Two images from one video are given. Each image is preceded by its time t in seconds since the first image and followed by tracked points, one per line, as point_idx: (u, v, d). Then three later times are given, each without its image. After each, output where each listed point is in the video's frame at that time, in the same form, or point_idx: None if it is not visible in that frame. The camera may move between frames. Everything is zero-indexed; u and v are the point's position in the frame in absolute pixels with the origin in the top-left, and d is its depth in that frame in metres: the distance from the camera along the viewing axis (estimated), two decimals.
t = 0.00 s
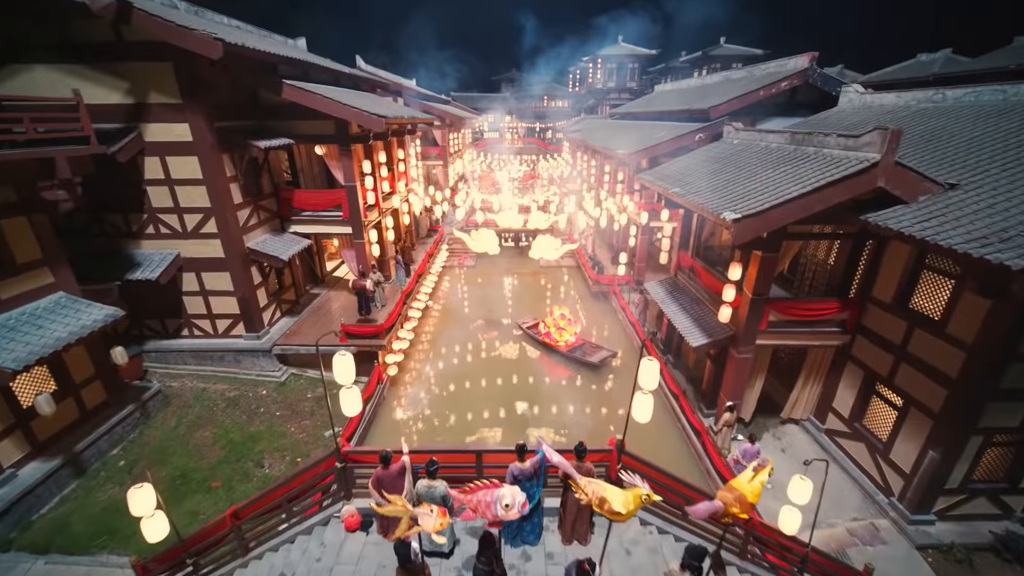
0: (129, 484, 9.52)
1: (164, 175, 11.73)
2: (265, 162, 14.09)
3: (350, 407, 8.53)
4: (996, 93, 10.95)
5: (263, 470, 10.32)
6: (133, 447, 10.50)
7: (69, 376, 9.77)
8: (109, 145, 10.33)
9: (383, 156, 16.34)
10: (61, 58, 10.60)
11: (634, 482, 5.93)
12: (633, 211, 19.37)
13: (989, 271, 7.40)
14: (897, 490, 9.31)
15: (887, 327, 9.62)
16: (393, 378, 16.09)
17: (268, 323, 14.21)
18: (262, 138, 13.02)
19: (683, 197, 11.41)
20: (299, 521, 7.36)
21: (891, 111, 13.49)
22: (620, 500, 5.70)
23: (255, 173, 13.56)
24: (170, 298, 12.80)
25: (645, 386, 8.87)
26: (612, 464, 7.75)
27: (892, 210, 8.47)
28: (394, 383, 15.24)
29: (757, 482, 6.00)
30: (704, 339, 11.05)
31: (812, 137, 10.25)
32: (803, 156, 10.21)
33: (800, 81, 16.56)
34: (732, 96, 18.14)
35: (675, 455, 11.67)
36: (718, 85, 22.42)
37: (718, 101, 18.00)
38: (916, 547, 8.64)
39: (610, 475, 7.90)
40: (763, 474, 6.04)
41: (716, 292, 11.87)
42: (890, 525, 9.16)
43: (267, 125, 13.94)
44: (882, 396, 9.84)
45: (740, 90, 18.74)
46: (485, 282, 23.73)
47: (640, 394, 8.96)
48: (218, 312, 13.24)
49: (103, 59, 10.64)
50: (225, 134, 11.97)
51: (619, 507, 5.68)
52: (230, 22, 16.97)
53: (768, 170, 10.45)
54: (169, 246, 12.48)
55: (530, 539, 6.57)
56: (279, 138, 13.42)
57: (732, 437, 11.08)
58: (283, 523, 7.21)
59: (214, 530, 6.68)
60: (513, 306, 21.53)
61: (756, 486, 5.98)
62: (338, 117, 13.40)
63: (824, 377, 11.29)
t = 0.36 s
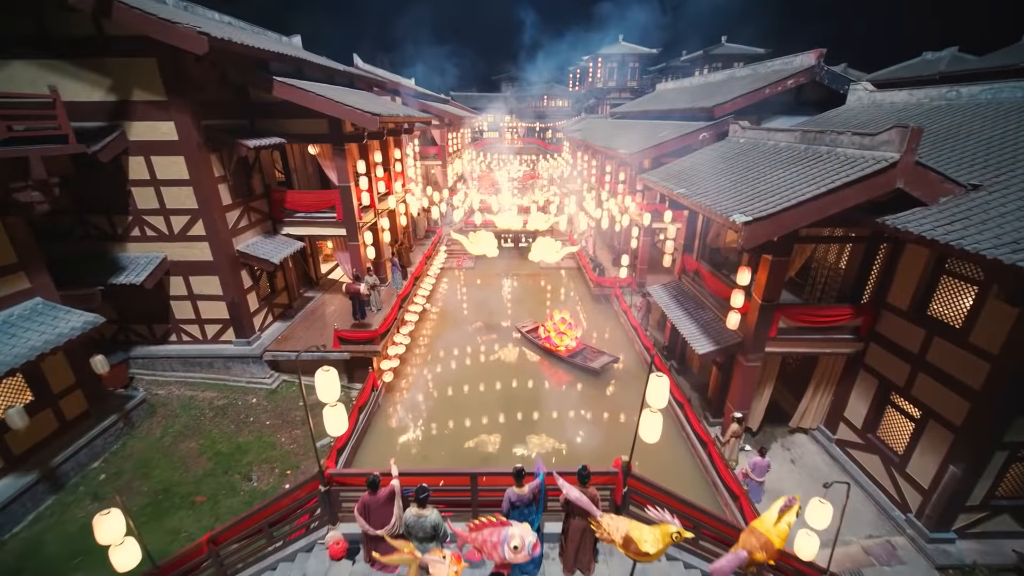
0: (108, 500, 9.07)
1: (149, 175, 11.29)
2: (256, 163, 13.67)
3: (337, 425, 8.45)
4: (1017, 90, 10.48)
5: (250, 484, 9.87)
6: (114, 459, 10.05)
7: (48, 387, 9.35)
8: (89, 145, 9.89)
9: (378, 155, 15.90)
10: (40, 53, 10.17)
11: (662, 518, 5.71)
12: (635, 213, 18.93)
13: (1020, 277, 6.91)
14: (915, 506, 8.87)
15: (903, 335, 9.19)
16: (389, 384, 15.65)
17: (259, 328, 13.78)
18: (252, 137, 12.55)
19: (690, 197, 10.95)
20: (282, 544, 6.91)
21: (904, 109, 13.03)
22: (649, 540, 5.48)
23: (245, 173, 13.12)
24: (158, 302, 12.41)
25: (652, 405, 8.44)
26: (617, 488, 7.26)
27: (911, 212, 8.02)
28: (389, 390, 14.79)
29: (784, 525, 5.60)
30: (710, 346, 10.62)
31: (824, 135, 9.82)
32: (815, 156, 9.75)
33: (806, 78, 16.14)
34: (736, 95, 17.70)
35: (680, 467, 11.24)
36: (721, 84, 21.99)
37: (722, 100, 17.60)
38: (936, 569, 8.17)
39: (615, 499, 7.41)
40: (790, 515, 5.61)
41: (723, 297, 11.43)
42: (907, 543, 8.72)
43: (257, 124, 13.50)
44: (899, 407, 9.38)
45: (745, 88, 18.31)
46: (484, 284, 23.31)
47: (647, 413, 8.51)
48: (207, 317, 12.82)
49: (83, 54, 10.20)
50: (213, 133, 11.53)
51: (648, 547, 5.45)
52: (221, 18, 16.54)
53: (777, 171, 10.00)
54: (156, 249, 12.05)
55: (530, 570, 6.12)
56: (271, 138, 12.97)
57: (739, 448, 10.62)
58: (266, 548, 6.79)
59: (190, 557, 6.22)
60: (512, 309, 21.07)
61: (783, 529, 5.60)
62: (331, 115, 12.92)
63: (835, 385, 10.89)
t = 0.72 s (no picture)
0: (85, 517, 8.63)
1: (132, 176, 10.86)
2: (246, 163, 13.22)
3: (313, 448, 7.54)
4: None
5: (236, 499, 9.43)
6: (94, 473, 9.62)
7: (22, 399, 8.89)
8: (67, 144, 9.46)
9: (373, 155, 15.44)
10: (17, 49, 9.75)
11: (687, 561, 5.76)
12: (636, 214, 18.48)
13: None
14: (933, 524, 8.42)
15: (921, 344, 8.74)
16: (383, 391, 15.20)
17: (249, 334, 13.32)
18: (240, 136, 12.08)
19: (695, 199, 10.51)
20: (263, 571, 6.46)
21: (916, 107, 12.59)
22: None
23: (233, 173, 12.68)
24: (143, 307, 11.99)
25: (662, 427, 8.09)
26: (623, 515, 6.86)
27: (931, 214, 7.57)
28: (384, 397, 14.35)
29: None
30: (717, 354, 10.17)
31: (837, 134, 9.36)
32: (826, 155, 9.31)
33: (813, 76, 15.70)
34: (740, 93, 17.27)
35: (684, 478, 10.83)
36: (724, 82, 21.57)
37: (726, 98, 17.18)
38: None
39: (619, 526, 6.98)
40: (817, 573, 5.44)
41: (730, 302, 10.99)
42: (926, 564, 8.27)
43: (247, 123, 13.06)
44: (915, 419, 8.94)
45: (749, 86, 17.87)
46: (481, 287, 22.90)
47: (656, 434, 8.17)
48: (194, 322, 12.38)
49: (61, 49, 9.75)
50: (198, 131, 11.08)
51: None
52: (212, 14, 16.14)
53: (787, 171, 9.56)
54: (140, 253, 11.61)
55: None
56: (261, 137, 12.52)
57: (747, 461, 10.19)
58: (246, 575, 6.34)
59: None
60: (511, 312, 20.61)
61: None
62: (322, 113, 12.46)
63: (846, 394, 10.45)
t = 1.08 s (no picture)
0: (58, 537, 8.18)
1: (113, 176, 10.39)
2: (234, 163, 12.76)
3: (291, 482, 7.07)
4: None
5: (219, 516, 8.97)
6: (71, 489, 9.18)
7: None
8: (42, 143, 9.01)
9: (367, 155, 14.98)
10: None
11: None
12: (638, 215, 18.03)
13: None
14: (954, 545, 7.96)
15: (941, 354, 8.27)
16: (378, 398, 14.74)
17: (238, 340, 12.86)
18: (227, 135, 11.59)
19: (701, 201, 10.04)
20: None
21: (930, 105, 12.12)
22: None
23: (221, 173, 12.23)
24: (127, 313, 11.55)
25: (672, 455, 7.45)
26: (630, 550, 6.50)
27: (955, 217, 7.11)
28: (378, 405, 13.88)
29: None
30: (724, 363, 9.69)
31: (852, 132, 8.89)
32: (840, 156, 8.84)
33: (820, 74, 15.24)
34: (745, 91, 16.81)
35: (690, 491, 10.38)
36: (728, 80, 21.10)
37: (731, 97, 16.71)
38: None
39: (625, 563, 6.62)
40: None
41: (737, 308, 10.53)
42: None
43: (235, 122, 12.60)
44: (934, 433, 8.47)
45: (754, 84, 17.41)
46: (480, 289, 22.45)
47: (665, 462, 7.60)
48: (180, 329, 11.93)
49: (36, 44, 9.29)
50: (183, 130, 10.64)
51: None
52: (202, 10, 15.73)
53: (799, 171, 9.08)
54: (123, 256, 11.16)
55: None
56: (249, 136, 12.08)
57: (756, 476, 9.73)
58: None
59: None
60: (510, 316, 20.14)
61: None
62: (312, 111, 11.96)
63: (859, 405, 9.99)
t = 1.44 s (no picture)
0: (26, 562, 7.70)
1: (91, 177, 9.90)
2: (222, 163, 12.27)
3: (261, 520, 6.67)
4: None
5: (200, 536, 8.48)
6: (43, 507, 8.69)
7: None
8: (13, 143, 8.53)
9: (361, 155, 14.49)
10: None
11: None
12: (641, 217, 17.54)
13: None
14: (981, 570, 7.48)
15: (967, 366, 7.77)
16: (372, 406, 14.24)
17: (225, 347, 12.38)
18: (213, 135, 11.08)
19: (709, 203, 9.53)
20: None
21: (946, 102, 11.62)
22: None
23: (207, 174, 11.74)
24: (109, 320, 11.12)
25: (686, 492, 7.02)
26: None
27: (984, 221, 6.62)
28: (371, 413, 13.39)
29: None
30: (733, 374, 9.21)
31: (869, 130, 8.37)
32: (858, 156, 8.33)
33: (829, 71, 14.76)
34: (751, 89, 16.35)
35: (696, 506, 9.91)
36: (732, 79, 20.60)
37: (736, 95, 16.23)
38: None
39: None
40: None
41: (746, 315, 10.04)
42: None
43: (222, 121, 12.11)
44: (957, 449, 8.01)
45: (759, 82, 16.94)
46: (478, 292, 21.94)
47: (678, 499, 7.23)
48: (164, 336, 11.44)
49: (7, 37, 8.80)
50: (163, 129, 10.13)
51: None
52: (190, 5, 15.29)
53: (813, 172, 8.57)
54: (103, 261, 10.68)
55: None
56: (237, 136, 11.59)
57: (766, 493, 9.27)
58: None
59: None
60: (509, 319, 19.66)
61: None
62: (302, 109, 11.47)
63: (874, 417, 9.52)
